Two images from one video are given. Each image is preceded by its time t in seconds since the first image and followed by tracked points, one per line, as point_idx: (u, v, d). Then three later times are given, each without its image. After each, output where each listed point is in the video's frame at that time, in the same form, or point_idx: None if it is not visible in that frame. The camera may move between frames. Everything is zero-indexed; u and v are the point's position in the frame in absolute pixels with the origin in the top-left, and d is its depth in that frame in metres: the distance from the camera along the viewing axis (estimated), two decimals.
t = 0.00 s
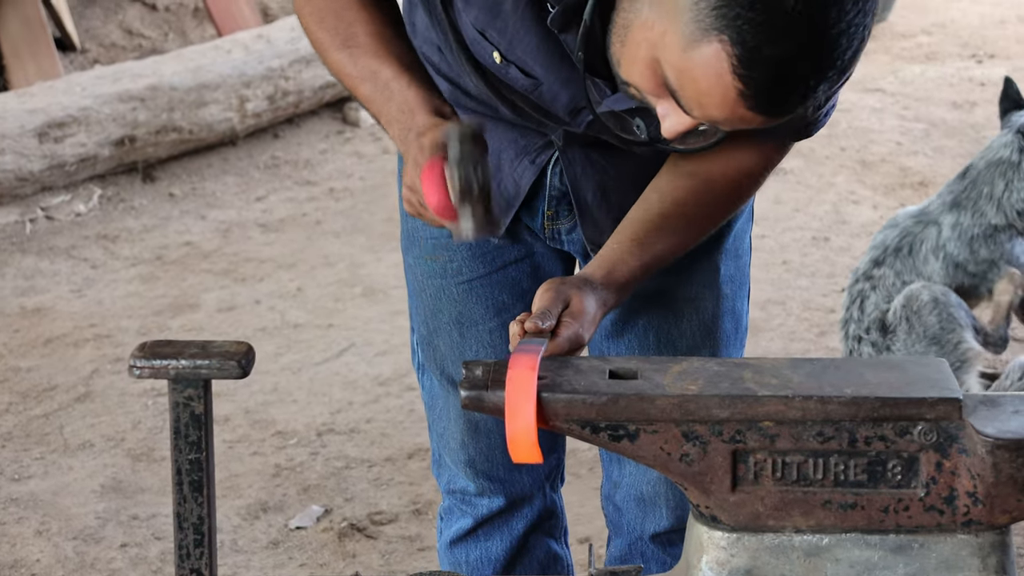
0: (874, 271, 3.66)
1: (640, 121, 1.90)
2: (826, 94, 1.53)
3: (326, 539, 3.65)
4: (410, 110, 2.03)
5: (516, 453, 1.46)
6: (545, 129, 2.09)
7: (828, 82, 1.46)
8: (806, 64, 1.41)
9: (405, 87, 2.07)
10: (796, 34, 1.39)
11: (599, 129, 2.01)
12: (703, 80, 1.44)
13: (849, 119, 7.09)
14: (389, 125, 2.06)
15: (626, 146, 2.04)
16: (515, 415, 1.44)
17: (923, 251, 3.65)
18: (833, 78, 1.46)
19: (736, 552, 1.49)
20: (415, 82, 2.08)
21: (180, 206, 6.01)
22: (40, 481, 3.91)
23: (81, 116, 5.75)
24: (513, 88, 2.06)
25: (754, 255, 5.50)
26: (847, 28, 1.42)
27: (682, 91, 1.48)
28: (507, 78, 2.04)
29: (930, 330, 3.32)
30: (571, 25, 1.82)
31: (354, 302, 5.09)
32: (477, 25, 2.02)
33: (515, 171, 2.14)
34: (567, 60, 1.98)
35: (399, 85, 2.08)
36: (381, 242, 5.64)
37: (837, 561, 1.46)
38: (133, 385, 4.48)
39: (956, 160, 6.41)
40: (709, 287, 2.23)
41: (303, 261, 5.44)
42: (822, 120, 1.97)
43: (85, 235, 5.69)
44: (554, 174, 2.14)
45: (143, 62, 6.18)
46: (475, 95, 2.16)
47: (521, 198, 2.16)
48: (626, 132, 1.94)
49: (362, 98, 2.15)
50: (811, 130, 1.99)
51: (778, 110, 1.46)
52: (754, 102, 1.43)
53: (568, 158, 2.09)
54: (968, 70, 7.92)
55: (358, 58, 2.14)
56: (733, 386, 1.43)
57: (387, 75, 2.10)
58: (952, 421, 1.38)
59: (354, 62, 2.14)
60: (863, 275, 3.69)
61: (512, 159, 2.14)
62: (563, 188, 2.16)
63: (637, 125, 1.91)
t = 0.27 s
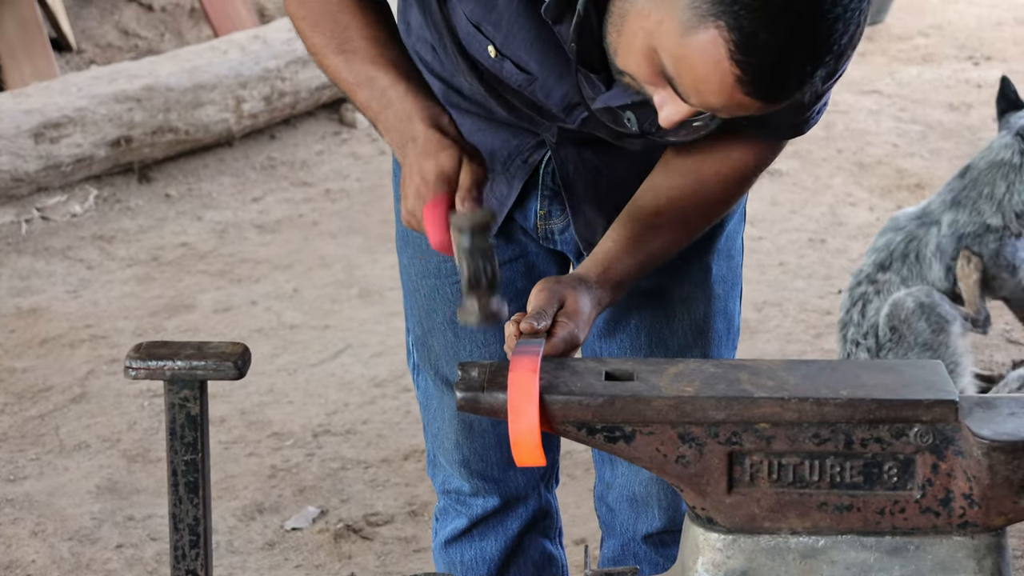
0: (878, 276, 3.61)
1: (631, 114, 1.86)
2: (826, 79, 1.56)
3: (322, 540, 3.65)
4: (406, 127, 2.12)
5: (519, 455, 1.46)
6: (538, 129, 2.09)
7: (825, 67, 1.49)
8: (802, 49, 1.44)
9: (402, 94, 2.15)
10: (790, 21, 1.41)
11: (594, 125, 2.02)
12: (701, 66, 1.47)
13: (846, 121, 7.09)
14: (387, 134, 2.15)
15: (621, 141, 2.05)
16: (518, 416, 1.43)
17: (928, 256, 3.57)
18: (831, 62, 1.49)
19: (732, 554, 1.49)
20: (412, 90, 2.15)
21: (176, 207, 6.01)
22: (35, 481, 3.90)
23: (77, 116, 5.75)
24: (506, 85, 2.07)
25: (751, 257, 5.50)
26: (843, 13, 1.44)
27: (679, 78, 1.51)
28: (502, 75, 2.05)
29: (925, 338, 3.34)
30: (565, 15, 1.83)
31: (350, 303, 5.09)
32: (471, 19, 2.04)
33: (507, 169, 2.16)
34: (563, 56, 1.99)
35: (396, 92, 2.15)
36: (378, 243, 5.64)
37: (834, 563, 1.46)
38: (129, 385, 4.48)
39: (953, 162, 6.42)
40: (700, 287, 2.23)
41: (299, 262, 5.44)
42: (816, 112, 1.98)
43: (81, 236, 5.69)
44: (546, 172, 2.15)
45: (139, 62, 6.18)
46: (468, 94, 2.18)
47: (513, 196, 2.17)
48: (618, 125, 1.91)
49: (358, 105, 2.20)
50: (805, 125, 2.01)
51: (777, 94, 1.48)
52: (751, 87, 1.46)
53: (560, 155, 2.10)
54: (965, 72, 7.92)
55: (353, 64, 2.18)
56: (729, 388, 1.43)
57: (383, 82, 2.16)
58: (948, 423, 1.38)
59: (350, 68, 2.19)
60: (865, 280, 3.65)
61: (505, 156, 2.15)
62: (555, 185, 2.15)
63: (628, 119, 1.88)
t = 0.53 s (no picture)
0: (868, 271, 3.66)
1: (632, 110, 1.91)
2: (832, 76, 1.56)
3: (320, 539, 3.65)
4: (413, 142, 2.09)
5: (511, 454, 1.45)
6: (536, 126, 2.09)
7: (830, 63, 1.49)
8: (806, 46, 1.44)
9: (412, 110, 2.12)
10: (795, 17, 1.41)
11: (592, 122, 2.01)
12: (705, 63, 1.47)
13: (844, 120, 7.09)
14: (394, 149, 2.12)
15: (620, 140, 2.06)
16: (513, 416, 1.44)
17: (914, 252, 3.67)
18: (835, 59, 1.49)
19: (730, 553, 1.49)
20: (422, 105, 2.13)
21: (174, 205, 6.01)
22: (33, 480, 3.90)
23: (75, 114, 5.74)
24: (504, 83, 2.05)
25: (749, 256, 5.50)
26: (849, 10, 1.44)
27: (683, 74, 1.51)
28: (501, 72, 2.02)
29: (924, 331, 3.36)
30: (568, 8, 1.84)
31: (348, 302, 5.08)
32: (472, 19, 2.02)
33: (505, 168, 2.16)
34: (563, 54, 1.98)
35: (406, 108, 2.13)
36: (376, 242, 5.64)
37: (832, 563, 1.46)
38: (127, 384, 4.47)
39: (951, 161, 6.42)
40: (700, 283, 2.23)
41: (297, 260, 5.44)
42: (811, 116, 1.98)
43: (79, 234, 5.68)
44: (543, 171, 2.14)
45: (137, 60, 6.17)
46: (464, 93, 2.18)
47: (511, 195, 2.16)
48: (617, 121, 1.95)
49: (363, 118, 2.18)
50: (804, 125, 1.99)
51: (781, 91, 1.49)
52: (756, 82, 1.46)
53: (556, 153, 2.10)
54: (964, 71, 7.92)
55: (362, 78, 2.16)
56: (728, 388, 1.42)
57: (392, 97, 2.14)
58: (947, 423, 1.38)
59: (358, 82, 2.17)
60: (855, 276, 3.68)
61: (501, 157, 2.16)
62: (552, 186, 2.15)
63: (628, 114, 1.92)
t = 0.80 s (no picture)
0: (869, 270, 3.63)
1: (643, 114, 1.90)
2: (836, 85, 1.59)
3: (318, 536, 3.65)
4: (412, 146, 2.08)
5: (510, 453, 1.46)
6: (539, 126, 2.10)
7: (842, 72, 1.51)
8: (821, 56, 1.46)
9: (411, 112, 2.13)
10: (811, 29, 1.44)
11: (600, 121, 2.02)
12: (720, 73, 1.50)
13: (843, 118, 7.09)
14: (392, 150, 2.12)
15: (626, 141, 2.08)
16: (511, 415, 1.43)
17: (917, 251, 3.64)
18: (848, 68, 1.52)
19: (728, 552, 1.49)
20: (422, 108, 2.14)
21: (172, 201, 6.00)
22: (30, 476, 3.90)
23: (73, 110, 5.74)
24: (509, 83, 2.05)
25: (747, 254, 5.50)
26: (864, 20, 1.46)
27: (698, 82, 1.54)
28: (508, 73, 2.02)
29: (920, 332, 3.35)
30: (579, 11, 1.84)
31: (347, 299, 5.08)
32: (481, 20, 2.00)
33: (506, 169, 2.17)
34: (574, 57, 1.98)
35: (405, 110, 2.13)
36: (374, 239, 5.63)
37: (831, 562, 1.46)
38: (125, 380, 4.47)
39: (950, 159, 6.42)
40: (702, 282, 2.23)
41: (296, 257, 5.43)
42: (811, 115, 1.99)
43: (77, 230, 5.68)
44: (545, 171, 2.15)
45: (136, 56, 6.17)
46: (465, 92, 2.18)
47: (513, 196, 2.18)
48: (628, 124, 1.95)
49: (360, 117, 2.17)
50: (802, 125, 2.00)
51: (794, 101, 1.51)
52: (770, 91, 1.49)
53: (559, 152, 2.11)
54: (963, 69, 7.92)
55: (361, 77, 2.15)
56: (726, 386, 1.42)
57: (393, 100, 2.14)
58: (945, 422, 1.38)
59: (356, 80, 2.15)
60: (856, 275, 3.65)
61: (502, 158, 2.17)
62: (554, 185, 2.16)
63: (639, 118, 1.92)
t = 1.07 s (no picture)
0: (865, 266, 3.66)
1: (646, 121, 1.95)
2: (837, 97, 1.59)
3: (316, 532, 3.65)
4: (411, 141, 2.10)
5: (514, 451, 1.44)
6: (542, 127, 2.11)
7: (845, 83, 1.52)
8: (826, 66, 1.46)
9: (411, 113, 2.14)
10: (815, 40, 1.44)
11: (603, 126, 2.02)
12: (726, 82, 1.49)
13: (842, 115, 7.09)
14: (391, 149, 2.13)
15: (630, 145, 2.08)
16: (514, 412, 1.42)
17: (913, 246, 3.67)
18: (852, 78, 1.52)
19: (728, 549, 1.49)
20: (422, 109, 2.15)
21: (171, 197, 6.00)
22: (28, 472, 3.89)
23: (71, 106, 5.73)
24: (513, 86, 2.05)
25: (746, 251, 5.49)
26: (868, 31, 1.47)
27: (701, 91, 1.54)
28: (512, 76, 2.03)
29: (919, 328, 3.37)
30: (582, 20, 1.84)
31: (345, 295, 5.08)
32: (484, 24, 2.01)
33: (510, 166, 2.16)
34: (578, 62, 1.97)
35: (405, 109, 2.14)
36: (373, 235, 5.63)
37: (830, 559, 1.46)
38: (123, 376, 4.47)
39: (949, 157, 6.42)
40: (705, 281, 2.23)
41: (294, 253, 5.43)
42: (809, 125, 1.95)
43: (75, 226, 5.67)
44: (548, 169, 2.16)
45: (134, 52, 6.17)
46: (468, 89, 2.18)
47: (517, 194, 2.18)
48: (632, 132, 1.99)
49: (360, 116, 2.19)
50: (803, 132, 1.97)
51: (796, 112, 1.52)
52: (775, 101, 1.49)
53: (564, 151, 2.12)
54: (962, 67, 7.92)
55: (362, 75, 2.16)
56: (726, 383, 1.42)
57: (392, 98, 2.15)
58: (945, 419, 1.38)
59: (357, 78, 2.17)
60: (854, 271, 3.67)
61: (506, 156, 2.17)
62: (558, 183, 2.17)
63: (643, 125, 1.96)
